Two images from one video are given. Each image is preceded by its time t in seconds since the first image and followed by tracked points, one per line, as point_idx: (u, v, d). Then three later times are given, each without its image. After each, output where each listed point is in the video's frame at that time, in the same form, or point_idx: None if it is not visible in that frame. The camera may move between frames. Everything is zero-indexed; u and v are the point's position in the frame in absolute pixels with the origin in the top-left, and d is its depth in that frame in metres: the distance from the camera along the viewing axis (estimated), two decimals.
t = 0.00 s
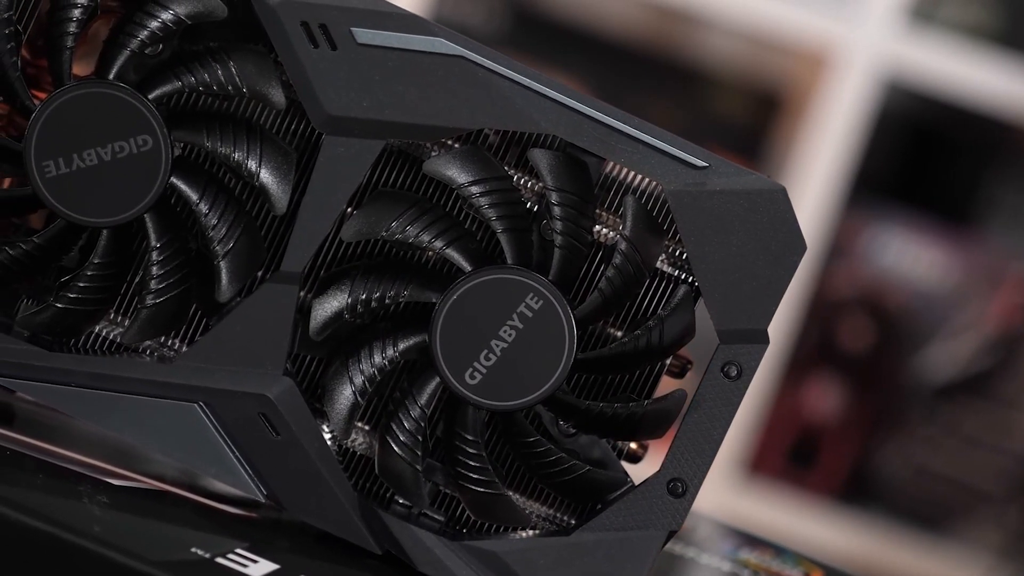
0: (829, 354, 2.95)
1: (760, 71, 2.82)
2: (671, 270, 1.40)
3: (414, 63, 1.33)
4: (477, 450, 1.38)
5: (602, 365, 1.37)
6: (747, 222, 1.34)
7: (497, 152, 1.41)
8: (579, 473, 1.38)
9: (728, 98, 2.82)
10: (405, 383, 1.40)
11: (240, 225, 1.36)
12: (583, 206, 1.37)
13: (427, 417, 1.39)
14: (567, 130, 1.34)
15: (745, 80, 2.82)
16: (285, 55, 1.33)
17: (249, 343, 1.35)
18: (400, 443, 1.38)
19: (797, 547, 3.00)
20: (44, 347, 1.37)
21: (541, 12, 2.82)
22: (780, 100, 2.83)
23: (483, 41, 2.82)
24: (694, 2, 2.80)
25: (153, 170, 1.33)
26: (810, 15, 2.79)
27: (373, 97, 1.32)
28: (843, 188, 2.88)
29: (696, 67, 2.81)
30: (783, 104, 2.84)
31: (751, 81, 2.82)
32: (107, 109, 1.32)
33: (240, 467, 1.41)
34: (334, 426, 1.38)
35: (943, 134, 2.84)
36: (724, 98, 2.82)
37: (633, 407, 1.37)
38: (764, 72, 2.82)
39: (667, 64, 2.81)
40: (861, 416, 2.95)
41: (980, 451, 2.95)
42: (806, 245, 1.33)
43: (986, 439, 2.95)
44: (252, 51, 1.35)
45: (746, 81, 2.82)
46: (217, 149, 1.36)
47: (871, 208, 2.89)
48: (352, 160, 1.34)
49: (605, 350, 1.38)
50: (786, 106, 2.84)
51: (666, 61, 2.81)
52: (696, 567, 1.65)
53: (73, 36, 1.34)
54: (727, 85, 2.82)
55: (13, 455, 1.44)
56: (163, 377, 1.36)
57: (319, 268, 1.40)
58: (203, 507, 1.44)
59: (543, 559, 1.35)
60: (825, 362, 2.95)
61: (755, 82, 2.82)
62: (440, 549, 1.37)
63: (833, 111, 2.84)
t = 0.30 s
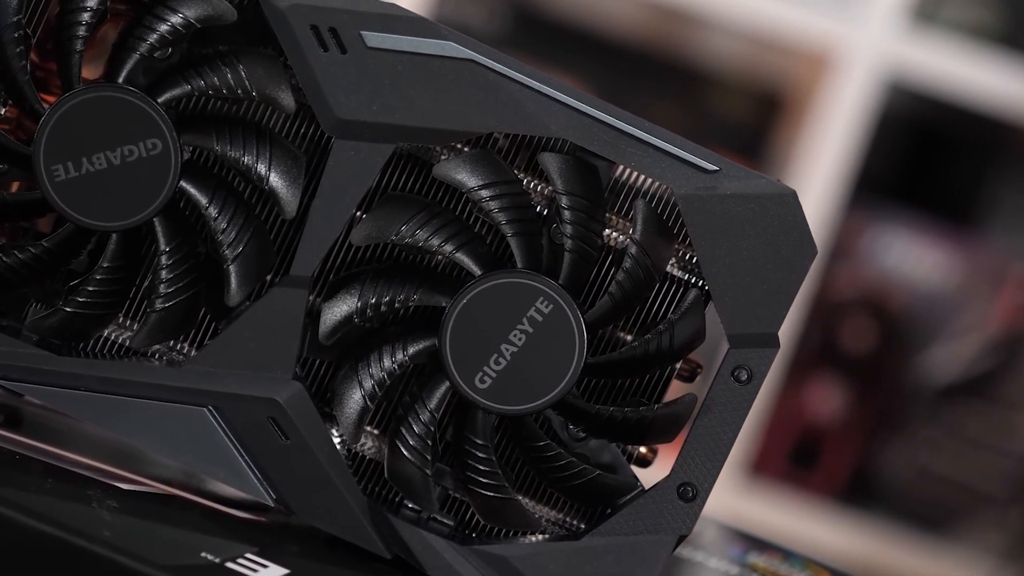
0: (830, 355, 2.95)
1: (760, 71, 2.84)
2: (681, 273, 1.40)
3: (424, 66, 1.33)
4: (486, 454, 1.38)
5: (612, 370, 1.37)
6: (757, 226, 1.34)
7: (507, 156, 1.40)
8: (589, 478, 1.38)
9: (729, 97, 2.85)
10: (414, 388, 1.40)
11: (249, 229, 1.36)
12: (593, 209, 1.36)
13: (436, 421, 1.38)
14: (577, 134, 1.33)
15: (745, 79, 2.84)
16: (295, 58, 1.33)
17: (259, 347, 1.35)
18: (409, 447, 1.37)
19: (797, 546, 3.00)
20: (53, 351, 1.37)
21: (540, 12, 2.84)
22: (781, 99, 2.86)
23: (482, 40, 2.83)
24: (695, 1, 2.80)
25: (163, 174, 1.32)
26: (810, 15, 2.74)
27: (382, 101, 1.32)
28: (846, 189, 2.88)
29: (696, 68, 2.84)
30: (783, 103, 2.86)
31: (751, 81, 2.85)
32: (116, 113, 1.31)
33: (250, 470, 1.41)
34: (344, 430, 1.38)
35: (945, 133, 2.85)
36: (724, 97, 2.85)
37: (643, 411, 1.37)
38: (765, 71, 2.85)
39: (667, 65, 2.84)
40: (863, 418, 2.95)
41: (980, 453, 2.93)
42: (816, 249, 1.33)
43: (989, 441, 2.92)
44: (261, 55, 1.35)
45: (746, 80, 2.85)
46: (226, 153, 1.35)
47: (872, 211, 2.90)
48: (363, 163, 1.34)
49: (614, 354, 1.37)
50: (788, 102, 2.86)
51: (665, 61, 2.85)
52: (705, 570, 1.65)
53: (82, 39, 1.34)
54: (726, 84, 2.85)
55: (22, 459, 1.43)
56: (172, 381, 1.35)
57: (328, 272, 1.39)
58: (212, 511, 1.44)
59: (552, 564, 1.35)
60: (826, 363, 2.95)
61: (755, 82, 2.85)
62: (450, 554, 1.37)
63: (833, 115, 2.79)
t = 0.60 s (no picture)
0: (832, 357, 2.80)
1: (763, 69, 2.69)
2: (690, 277, 1.40)
3: (434, 70, 1.33)
4: (496, 458, 1.38)
5: (622, 374, 1.36)
6: (767, 230, 1.33)
7: (516, 160, 1.40)
8: (599, 482, 1.38)
9: (731, 98, 2.68)
10: (423, 391, 1.40)
11: (259, 233, 1.36)
12: (603, 213, 1.36)
13: (446, 425, 1.38)
14: (586, 137, 1.33)
15: (747, 79, 2.68)
16: (303, 61, 1.33)
17: (268, 351, 1.35)
18: (419, 451, 1.37)
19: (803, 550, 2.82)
20: (62, 355, 1.36)
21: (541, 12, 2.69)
22: (784, 97, 2.70)
23: (481, 40, 2.68)
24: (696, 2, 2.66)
25: (172, 178, 1.32)
26: (810, 15, 2.63)
27: (392, 105, 1.32)
28: (848, 187, 2.72)
29: (696, 67, 2.68)
30: (786, 102, 2.70)
31: (754, 80, 2.68)
32: (124, 116, 1.31)
33: (259, 475, 1.41)
34: (353, 434, 1.38)
35: (947, 131, 2.69)
36: (726, 97, 2.68)
37: (653, 415, 1.36)
38: (767, 70, 2.69)
39: (666, 65, 2.68)
40: (864, 420, 2.79)
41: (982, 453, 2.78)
42: (826, 252, 1.33)
43: (996, 443, 2.77)
44: (270, 58, 1.35)
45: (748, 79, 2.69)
46: (235, 156, 1.35)
47: (874, 208, 2.74)
48: (372, 167, 1.33)
49: (624, 358, 1.37)
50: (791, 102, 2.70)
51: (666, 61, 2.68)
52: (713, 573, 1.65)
53: (91, 43, 1.34)
54: (727, 84, 2.68)
55: (30, 463, 1.43)
56: (182, 385, 1.35)
57: (338, 276, 1.39)
58: (220, 515, 1.45)
59: (562, 569, 1.35)
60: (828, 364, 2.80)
61: (756, 82, 2.69)
62: (459, 558, 1.36)
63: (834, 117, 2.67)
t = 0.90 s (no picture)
0: (833, 359, 2.71)
1: (763, 71, 2.64)
2: (701, 281, 1.40)
3: (444, 74, 1.33)
4: (505, 462, 1.37)
5: (632, 378, 1.36)
6: (778, 234, 1.33)
7: (527, 163, 1.40)
8: (609, 487, 1.37)
9: (732, 98, 2.64)
10: (433, 396, 1.39)
11: (268, 237, 1.35)
12: (613, 217, 1.36)
13: (455, 430, 1.37)
14: (597, 141, 1.33)
15: (747, 81, 2.64)
16: (313, 64, 1.33)
17: (278, 355, 1.35)
18: (428, 455, 1.37)
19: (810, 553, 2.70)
20: (70, 359, 1.36)
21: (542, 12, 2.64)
22: (784, 100, 2.65)
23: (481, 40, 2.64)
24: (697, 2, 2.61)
25: (181, 182, 1.32)
26: (810, 15, 2.56)
27: (402, 109, 1.32)
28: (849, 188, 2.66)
29: (697, 68, 2.64)
30: (787, 105, 2.65)
31: (755, 82, 2.64)
32: (134, 120, 1.31)
33: (268, 479, 1.40)
34: (362, 438, 1.37)
35: (950, 132, 2.65)
36: (725, 98, 2.64)
37: (663, 420, 1.36)
38: (767, 71, 2.64)
39: (667, 65, 2.63)
40: (866, 421, 2.71)
41: (985, 456, 2.70)
42: (836, 256, 1.33)
43: (1000, 443, 2.69)
44: (280, 62, 1.34)
45: (749, 81, 2.64)
46: (245, 160, 1.35)
47: (873, 208, 2.68)
48: (383, 171, 1.33)
49: (634, 362, 1.37)
50: (792, 104, 2.65)
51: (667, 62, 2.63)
52: None
53: (100, 47, 1.33)
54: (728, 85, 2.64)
55: (38, 467, 1.43)
56: (191, 389, 1.35)
57: (347, 280, 1.39)
58: (228, 519, 1.45)
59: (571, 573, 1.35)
60: (829, 366, 2.71)
61: (756, 83, 2.64)
62: (469, 562, 1.36)
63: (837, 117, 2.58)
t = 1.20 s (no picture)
0: (835, 362, 2.50)
1: (765, 71, 2.48)
2: (711, 285, 1.39)
3: (455, 77, 1.32)
4: (515, 467, 1.37)
5: (643, 382, 1.36)
6: (789, 238, 1.33)
7: (537, 167, 1.40)
8: (619, 491, 1.37)
9: (732, 98, 2.47)
10: (443, 400, 1.39)
11: (278, 241, 1.35)
12: (623, 221, 1.35)
13: (466, 434, 1.37)
14: (608, 145, 1.33)
15: (748, 81, 2.47)
16: (323, 68, 1.32)
17: (288, 359, 1.34)
18: (438, 460, 1.36)
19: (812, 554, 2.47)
20: (80, 363, 1.36)
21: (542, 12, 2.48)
22: (786, 101, 2.48)
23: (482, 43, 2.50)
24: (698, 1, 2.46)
25: (192, 185, 1.32)
26: (809, 15, 2.43)
27: (412, 112, 1.32)
28: (849, 185, 2.47)
29: (695, 69, 2.47)
30: (790, 106, 2.48)
31: (756, 80, 2.48)
32: (143, 124, 1.31)
33: (278, 483, 1.40)
34: (372, 443, 1.37)
35: (950, 131, 2.48)
36: (726, 98, 2.47)
37: (674, 424, 1.35)
38: (769, 72, 2.48)
39: (668, 65, 2.47)
40: (868, 422, 2.52)
41: (993, 457, 2.53)
42: (848, 260, 1.33)
43: (1004, 443, 2.53)
44: (290, 65, 1.34)
45: (748, 81, 2.48)
46: (255, 164, 1.34)
47: (875, 208, 2.49)
48: (393, 175, 1.33)
49: (645, 366, 1.36)
50: (796, 106, 2.48)
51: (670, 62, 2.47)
52: None
53: (110, 50, 1.33)
54: (728, 84, 2.47)
55: (48, 471, 1.42)
56: (201, 394, 1.35)
57: (357, 284, 1.39)
58: (237, 524, 1.44)
59: None
60: (830, 369, 2.50)
61: (757, 83, 2.47)
62: (479, 567, 1.36)
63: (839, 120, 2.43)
